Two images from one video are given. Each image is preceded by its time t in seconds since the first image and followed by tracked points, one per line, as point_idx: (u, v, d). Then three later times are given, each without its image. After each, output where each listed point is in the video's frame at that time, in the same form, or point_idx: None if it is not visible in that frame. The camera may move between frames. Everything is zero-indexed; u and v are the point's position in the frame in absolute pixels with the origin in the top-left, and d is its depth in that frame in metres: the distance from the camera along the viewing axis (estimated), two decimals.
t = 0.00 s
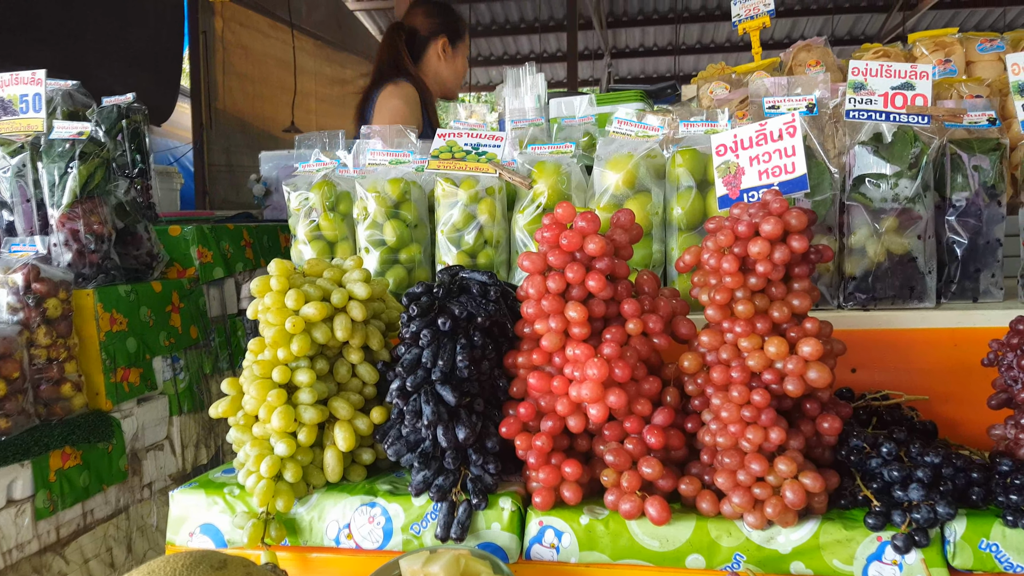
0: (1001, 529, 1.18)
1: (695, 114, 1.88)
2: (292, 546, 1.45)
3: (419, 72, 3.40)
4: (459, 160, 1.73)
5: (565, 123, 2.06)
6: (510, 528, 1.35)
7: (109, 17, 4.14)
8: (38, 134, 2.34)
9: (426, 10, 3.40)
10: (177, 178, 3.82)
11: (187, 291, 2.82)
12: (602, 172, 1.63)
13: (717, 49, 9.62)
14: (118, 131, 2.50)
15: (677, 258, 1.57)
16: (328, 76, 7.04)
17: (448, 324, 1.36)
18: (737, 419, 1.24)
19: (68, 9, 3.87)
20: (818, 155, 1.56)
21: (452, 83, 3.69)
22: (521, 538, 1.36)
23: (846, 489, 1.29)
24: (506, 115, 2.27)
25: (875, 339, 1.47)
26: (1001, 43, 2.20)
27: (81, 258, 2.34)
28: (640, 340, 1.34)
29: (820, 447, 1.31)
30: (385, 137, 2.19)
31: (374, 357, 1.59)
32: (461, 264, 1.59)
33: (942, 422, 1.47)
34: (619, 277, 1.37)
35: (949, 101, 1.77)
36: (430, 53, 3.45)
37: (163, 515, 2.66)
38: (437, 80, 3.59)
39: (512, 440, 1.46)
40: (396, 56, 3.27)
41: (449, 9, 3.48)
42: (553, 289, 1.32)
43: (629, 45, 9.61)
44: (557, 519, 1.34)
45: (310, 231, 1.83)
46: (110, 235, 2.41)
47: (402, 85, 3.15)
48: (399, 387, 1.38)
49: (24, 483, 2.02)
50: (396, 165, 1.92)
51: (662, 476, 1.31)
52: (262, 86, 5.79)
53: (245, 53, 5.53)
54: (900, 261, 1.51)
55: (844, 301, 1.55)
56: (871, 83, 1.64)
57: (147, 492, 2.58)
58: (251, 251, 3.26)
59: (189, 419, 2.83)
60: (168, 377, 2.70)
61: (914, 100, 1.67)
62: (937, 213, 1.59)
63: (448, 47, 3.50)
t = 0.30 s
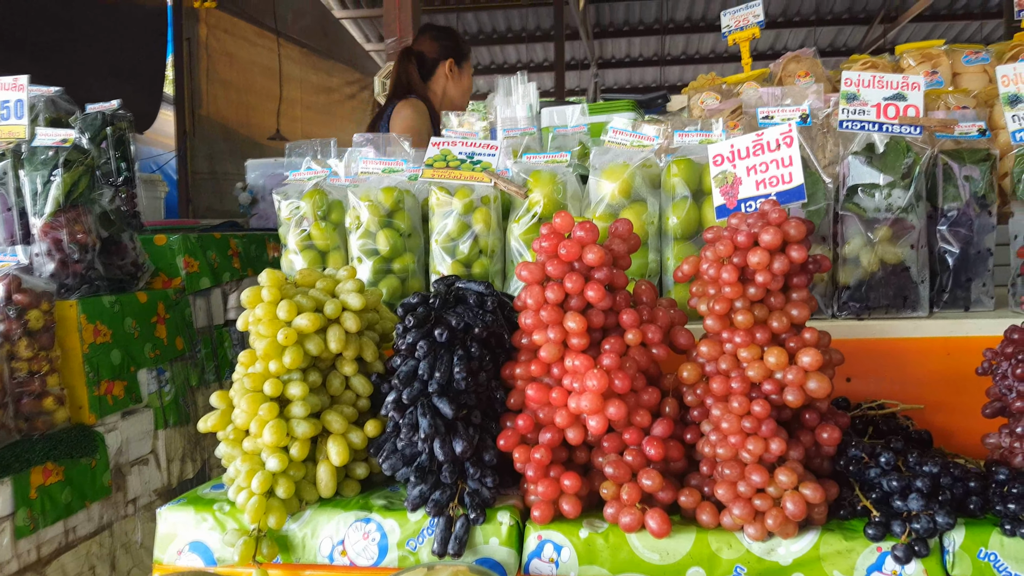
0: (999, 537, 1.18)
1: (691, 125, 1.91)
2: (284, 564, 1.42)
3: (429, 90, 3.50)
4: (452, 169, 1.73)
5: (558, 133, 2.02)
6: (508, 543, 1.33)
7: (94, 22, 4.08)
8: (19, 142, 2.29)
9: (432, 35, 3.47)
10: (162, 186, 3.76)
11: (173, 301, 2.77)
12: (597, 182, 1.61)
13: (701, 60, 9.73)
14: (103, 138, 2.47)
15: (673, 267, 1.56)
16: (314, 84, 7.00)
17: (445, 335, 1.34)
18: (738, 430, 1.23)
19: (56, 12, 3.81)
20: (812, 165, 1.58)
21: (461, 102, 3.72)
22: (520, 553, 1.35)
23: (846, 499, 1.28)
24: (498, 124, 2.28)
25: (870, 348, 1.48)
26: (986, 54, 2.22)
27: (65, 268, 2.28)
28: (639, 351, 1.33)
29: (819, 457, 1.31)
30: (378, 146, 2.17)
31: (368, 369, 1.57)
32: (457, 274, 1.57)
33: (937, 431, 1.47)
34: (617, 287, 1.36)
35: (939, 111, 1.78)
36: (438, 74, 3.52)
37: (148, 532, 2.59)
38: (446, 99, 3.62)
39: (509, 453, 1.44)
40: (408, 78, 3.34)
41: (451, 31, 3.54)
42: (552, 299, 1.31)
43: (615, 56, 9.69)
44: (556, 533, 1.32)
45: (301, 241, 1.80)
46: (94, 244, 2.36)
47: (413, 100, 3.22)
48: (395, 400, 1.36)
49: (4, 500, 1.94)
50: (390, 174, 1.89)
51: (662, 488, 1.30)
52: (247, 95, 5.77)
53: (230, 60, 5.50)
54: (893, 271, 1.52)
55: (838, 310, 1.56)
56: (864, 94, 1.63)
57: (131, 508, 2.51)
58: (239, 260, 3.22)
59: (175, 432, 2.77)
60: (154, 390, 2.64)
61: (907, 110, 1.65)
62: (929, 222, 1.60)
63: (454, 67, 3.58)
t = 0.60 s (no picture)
0: (984, 551, 1.20)
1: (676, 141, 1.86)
2: None
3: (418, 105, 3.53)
4: (439, 184, 1.70)
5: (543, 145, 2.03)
6: (499, 563, 1.32)
7: (67, 28, 4.00)
8: None
9: (425, 51, 3.51)
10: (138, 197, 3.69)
11: (151, 316, 2.71)
12: (585, 197, 1.61)
13: (679, 71, 9.85)
14: (79, 149, 2.39)
15: (661, 283, 1.54)
16: (292, 91, 6.92)
17: (435, 353, 1.32)
18: (728, 447, 1.23)
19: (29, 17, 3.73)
20: (797, 182, 1.57)
21: (449, 118, 3.72)
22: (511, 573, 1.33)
23: (834, 515, 1.29)
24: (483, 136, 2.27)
25: (856, 363, 1.49)
26: (960, 72, 2.24)
27: (40, 284, 2.21)
28: (630, 368, 1.33)
29: (808, 473, 1.32)
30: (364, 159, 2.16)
31: (355, 387, 1.55)
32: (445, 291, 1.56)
33: (921, 444, 1.50)
34: (608, 304, 1.36)
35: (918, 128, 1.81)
36: (427, 89, 3.54)
37: (126, 553, 2.51)
38: (436, 114, 3.63)
39: (500, 471, 1.43)
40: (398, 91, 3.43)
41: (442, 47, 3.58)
42: (543, 317, 1.30)
43: (594, 66, 9.77)
44: (547, 552, 1.31)
45: (285, 255, 1.77)
46: (71, 258, 2.28)
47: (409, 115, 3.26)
48: (384, 420, 1.34)
49: None
50: (376, 188, 1.87)
51: (653, 505, 1.30)
52: (223, 103, 5.70)
53: (206, 67, 5.45)
54: (876, 286, 1.52)
55: (822, 324, 1.56)
56: (847, 110, 1.68)
57: (108, 528, 2.42)
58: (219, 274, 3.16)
59: (154, 450, 2.70)
60: (132, 408, 2.57)
61: (888, 127, 1.70)
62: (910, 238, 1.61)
63: (443, 82, 3.59)
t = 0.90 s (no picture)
0: (950, 563, 1.23)
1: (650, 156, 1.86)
2: None
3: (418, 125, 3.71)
4: (415, 199, 1.71)
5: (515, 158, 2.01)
6: None
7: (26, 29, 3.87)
8: None
9: (429, 74, 3.74)
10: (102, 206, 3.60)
11: (118, 329, 2.60)
12: (561, 213, 1.62)
13: (647, 78, 9.94)
14: (43, 159, 2.33)
15: (636, 298, 1.55)
16: (258, 95, 6.82)
17: (412, 372, 1.32)
18: (704, 463, 1.25)
19: None
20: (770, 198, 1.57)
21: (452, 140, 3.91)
22: None
23: (806, 528, 1.32)
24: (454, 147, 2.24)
25: (825, 377, 1.51)
26: (926, 86, 2.16)
27: (3, 301, 2.06)
28: (607, 385, 1.34)
29: (780, 487, 1.34)
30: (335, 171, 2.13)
31: (330, 405, 1.54)
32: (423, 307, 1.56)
33: (889, 456, 1.54)
34: (586, 322, 1.36)
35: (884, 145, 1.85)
36: (431, 110, 3.73)
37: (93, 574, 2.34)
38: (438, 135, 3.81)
39: (477, 489, 1.43)
40: (400, 112, 3.64)
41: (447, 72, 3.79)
42: (521, 335, 1.30)
43: (564, 73, 9.83)
44: (525, 570, 1.30)
45: (257, 270, 1.75)
46: (35, 273, 2.14)
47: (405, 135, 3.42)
48: (360, 439, 1.32)
49: None
50: (348, 203, 1.84)
51: (630, 521, 1.30)
52: (187, 105, 5.58)
53: (170, 70, 5.32)
54: (845, 301, 1.54)
55: (793, 338, 1.58)
56: (815, 129, 1.64)
57: (73, 548, 2.26)
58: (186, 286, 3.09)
59: (121, 466, 2.57)
60: (98, 424, 2.45)
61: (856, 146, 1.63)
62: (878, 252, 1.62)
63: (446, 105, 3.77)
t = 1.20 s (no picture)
0: (905, 558, 1.27)
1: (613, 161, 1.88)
2: None
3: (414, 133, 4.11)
4: (379, 203, 1.69)
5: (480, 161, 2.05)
6: None
7: None
8: None
9: (418, 85, 4.08)
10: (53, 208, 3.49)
11: (72, 335, 2.13)
12: (526, 218, 1.62)
13: (609, 82, 9.96)
14: None
15: (601, 302, 1.56)
16: (214, 94, 6.51)
17: (377, 378, 1.32)
18: (668, 465, 1.27)
19: None
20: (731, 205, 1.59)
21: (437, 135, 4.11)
22: None
23: (767, 527, 1.35)
24: (418, 150, 2.24)
25: (784, 379, 1.55)
26: (880, 94, 2.14)
27: None
28: (573, 389, 1.35)
29: (742, 487, 1.37)
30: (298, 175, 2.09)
31: (293, 412, 1.52)
32: (385, 311, 1.54)
33: (845, 456, 1.58)
34: (552, 326, 1.38)
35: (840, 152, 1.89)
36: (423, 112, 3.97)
37: None
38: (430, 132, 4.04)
39: (443, 494, 1.43)
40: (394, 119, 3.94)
41: (432, 81, 4.17)
42: (488, 340, 1.31)
43: (525, 75, 9.82)
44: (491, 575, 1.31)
45: (216, 275, 1.71)
46: None
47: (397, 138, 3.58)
48: (325, 446, 1.31)
49: None
50: (311, 207, 1.81)
51: (596, 523, 1.32)
52: (143, 105, 5.44)
53: (123, 68, 5.14)
54: (803, 305, 1.58)
55: (753, 341, 1.60)
56: (774, 136, 1.67)
57: (24, 563, 1.86)
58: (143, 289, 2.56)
59: (75, 475, 2.13)
60: (50, 433, 2.02)
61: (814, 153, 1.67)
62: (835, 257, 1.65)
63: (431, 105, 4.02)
